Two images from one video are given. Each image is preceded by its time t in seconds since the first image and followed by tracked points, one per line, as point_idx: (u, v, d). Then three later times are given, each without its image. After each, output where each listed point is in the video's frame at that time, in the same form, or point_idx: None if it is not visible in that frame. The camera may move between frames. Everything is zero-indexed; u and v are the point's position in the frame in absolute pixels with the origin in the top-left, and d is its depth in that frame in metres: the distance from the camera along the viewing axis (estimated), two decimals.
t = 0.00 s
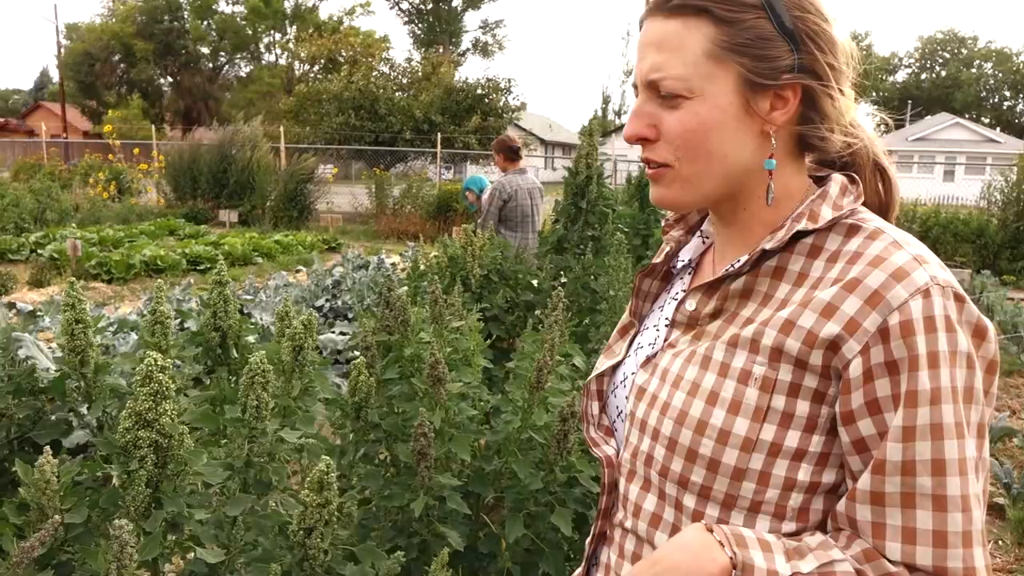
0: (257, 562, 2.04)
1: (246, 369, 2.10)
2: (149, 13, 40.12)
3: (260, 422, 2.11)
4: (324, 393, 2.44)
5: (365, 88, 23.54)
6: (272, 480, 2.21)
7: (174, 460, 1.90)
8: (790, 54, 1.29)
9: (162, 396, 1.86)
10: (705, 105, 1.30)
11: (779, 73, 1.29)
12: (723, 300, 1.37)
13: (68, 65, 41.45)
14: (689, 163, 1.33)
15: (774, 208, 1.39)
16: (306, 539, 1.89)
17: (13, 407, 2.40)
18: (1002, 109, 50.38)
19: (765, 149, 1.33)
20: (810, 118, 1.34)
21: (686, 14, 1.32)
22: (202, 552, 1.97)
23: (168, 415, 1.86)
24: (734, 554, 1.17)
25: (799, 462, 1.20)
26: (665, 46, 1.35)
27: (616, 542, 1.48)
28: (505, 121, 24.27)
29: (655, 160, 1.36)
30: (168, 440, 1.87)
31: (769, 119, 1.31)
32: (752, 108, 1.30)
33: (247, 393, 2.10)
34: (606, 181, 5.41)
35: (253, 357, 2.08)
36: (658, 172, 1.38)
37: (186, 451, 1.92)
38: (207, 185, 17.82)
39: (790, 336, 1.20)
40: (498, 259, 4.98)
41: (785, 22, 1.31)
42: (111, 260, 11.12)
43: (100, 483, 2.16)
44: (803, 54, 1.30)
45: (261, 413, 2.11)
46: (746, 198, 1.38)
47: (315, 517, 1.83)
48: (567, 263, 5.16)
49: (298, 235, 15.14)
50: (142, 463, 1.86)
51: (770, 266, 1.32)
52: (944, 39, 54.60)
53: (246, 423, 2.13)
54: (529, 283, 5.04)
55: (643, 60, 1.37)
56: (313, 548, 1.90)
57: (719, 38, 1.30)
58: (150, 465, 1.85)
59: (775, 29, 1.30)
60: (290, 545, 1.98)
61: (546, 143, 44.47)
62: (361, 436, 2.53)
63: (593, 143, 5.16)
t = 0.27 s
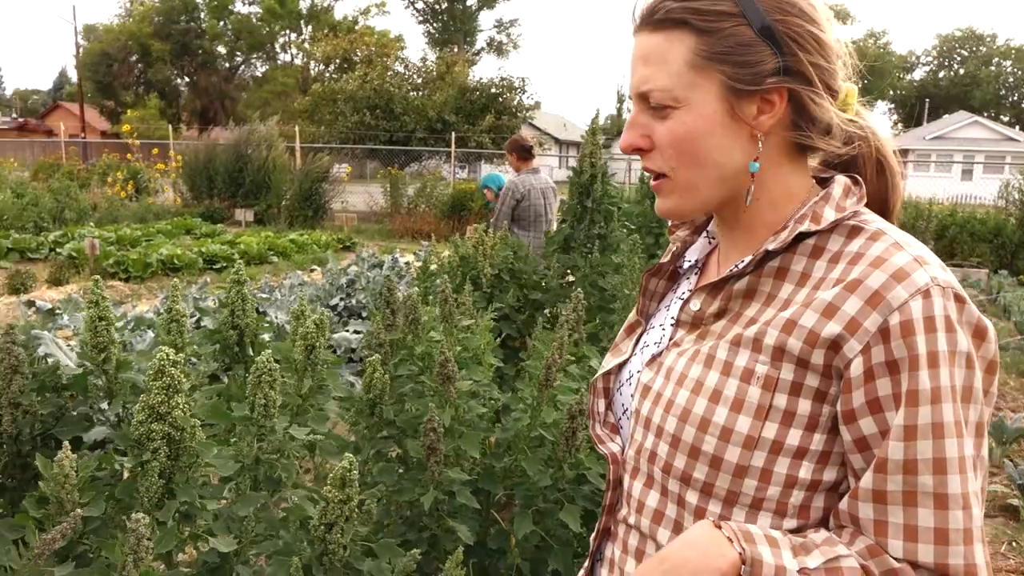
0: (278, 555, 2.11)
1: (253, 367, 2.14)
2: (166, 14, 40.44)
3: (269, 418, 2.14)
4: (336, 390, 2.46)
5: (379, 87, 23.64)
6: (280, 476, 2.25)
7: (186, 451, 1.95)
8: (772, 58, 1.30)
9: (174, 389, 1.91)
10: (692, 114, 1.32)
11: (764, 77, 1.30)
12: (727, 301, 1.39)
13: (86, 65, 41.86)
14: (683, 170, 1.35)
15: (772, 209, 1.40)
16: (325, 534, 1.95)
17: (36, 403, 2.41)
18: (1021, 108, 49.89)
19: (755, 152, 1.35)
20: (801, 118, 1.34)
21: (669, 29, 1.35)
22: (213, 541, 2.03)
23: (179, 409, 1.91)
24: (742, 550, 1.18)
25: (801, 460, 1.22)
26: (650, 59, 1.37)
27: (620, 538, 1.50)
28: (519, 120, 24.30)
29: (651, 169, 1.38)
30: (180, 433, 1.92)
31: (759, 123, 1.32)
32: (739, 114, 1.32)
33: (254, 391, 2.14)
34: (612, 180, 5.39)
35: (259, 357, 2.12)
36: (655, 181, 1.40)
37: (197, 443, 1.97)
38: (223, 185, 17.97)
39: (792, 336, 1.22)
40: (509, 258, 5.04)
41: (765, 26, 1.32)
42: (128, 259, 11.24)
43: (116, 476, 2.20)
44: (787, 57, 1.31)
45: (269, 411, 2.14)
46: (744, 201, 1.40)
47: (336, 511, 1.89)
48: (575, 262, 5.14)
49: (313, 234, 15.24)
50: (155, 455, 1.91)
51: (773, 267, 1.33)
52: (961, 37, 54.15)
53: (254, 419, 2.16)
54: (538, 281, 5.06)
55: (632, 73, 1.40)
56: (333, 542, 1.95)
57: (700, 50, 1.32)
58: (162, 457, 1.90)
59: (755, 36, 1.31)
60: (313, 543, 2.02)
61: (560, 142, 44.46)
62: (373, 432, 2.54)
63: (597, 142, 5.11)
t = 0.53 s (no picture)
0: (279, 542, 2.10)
1: (264, 363, 2.14)
2: (178, 11, 40.60)
3: (279, 414, 2.16)
4: (347, 388, 2.47)
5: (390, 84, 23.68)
6: (292, 471, 2.28)
7: (202, 448, 1.97)
8: (764, 63, 1.31)
9: (192, 386, 1.93)
10: (687, 121, 1.33)
11: (756, 83, 1.30)
12: (731, 302, 1.40)
13: (99, 62, 42.10)
14: (680, 177, 1.36)
15: (772, 211, 1.41)
16: (325, 518, 1.98)
17: (52, 400, 2.41)
18: None
19: (752, 156, 1.36)
20: (795, 118, 1.34)
21: (662, 41, 1.37)
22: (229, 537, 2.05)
23: (196, 406, 1.93)
24: (745, 542, 1.19)
25: (804, 456, 1.23)
26: (646, 69, 1.38)
27: (625, 535, 1.52)
28: (529, 118, 24.30)
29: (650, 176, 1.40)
30: (197, 430, 1.94)
31: (754, 127, 1.33)
32: (733, 119, 1.32)
33: (265, 388, 2.15)
34: (619, 178, 5.38)
35: (270, 353, 2.13)
36: (655, 187, 1.42)
37: (213, 439, 1.98)
38: (233, 182, 18.06)
39: (797, 335, 1.23)
40: (516, 256, 5.07)
41: (757, 32, 1.32)
42: (140, 256, 11.31)
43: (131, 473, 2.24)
44: (778, 61, 1.31)
45: (280, 407, 2.16)
46: (742, 206, 1.41)
47: (334, 496, 1.93)
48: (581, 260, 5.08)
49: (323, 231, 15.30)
50: (172, 452, 1.93)
51: (777, 267, 1.34)
52: (975, 34, 53.80)
53: (265, 415, 2.18)
54: (545, 280, 5.11)
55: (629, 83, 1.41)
56: (332, 527, 1.99)
57: (692, 59, 1.33)
58: (179, 453, 1.92)
59: (747, 44, 1.32)
60: (308, 525, 2.07)
61: (570, 140, 44.46)
62: (385, 430, 2.57)
63: (605, 141, 5.02)
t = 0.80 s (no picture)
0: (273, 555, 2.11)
1: (259, 370, 2.15)
2: (156, 8, 40.17)
3: (275, 421, 2.18)
4: (339, 393, 2.50)
5: (372, 84, 23.59)
6: (286, 479, 2.30)
7: (198, 459, 1.97)
8: (765, 77, 1.34)
9: (188, 397, 1.93)
10: (688, 131, 1.35)
11: (756, 95, 1.33)
12: (727, 309, 1.43)
13: (75, 57, 41.60)
14: (680, 186, 1.38)
15: (767, 219, 1.44)
16: (319, 532, 1.99)
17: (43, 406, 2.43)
18: (1007, 111, 50.33)
19: (749, 168, 1.39)
20: (791, 136, 1.39)
21: (666, 50, 1.38)
22: (225, 547, 2.05)
23: (193, 416, 1.92)
24: (753, 545, 1.22)
25: (801, 459, 1.27)
26: (649, 78, 1.40)
27: (624, 540, 1.54)
28: (511, 119, 24.31)
29: (649, 184, 1.41)
30: (194, 440, 1.94)
31: (752, 140, 1.36)
32: (733, 132, 1.35)
33: (261, 394, 2.16)
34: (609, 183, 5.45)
35: (265, 361, 2.13)
36: (653, 195, 1.43)
37: (209, 449, 1.98)
38: (213, 181, 17.92)
39: (795, 341, 1.26)
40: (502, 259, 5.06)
41: (758, 46, 1.35)
42: (118, 255, 11.20)
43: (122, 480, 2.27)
44: (778, 78, 1.34)
45: (276, 414, 2.17)
46: (738, 215, 1.44)
47: (328, 510, 1.93)
48: (570, 262, 5.21)
49: (304, 232, 15.23)
50: (168, 462, 1.93)
51: (772, 276, 1.38)
52: (950, 39, 54.55)
53: (262, 421, 2.19)
54: (535, 283, 5.16)
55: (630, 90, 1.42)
56: (326, 541, 1.99)
57: (696, 70, 1.34)
58: (175, 464, 1.92)
59: (749, 59, 1.35)
60: (303, 538, 2.09)
61: (552, 141, 44.55)
62: (377, 436, 2.59)
63: (597, 145, 5.08)
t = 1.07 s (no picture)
0: (272, 562, 2.12)
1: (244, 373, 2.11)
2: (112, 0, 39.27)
3: (261, 424, 2.15)
4: (325, 396, 2.60)
5: (336, 80, 23.37)
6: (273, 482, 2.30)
7: (185, 462, 1.93)
8: (772, 82, 1.34)
9: (175, 399, 1.88)
10: (694, 130, 1.36)
11: (763, 100, 1.34)
12: (724, 311, 1.43)
13: (27, 49, 40.50)
14: (683, 184, 1.38)
15: (762, 222, 1.44)
16: (322, 541, 1.94)
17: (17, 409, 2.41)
18: (960, 113, 51.55)
19: (752, 170, 1.40)
20: (794, 140, 1.40)
21: (678, 47, 1.38)
22: (214, 552, 2.03)
23: (180, 419, 1.88)
24: (770, 549, 1.23)
25: (807, 460, 1.29)
26: (658, 75, 1.40)
27: (625, 545, 1.53)
28: (476, 117, 24.24)
29: (651, 180, 1.41)
30: (181, 443, 1.89)
31: (755, 141, 1.37)
32: (738, 133, 1.36)
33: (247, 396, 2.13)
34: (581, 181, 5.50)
35: (250, 363, 2.10)
36: (652, 193, 1.43)
37: (196, 452, 1.94)
38: (173, 178, 17.58)
39: (799, 344, 1.27)
40: (477, 259, 5.03)
41: (770, 51, 1.36)
42: (76, 253, 10.93)
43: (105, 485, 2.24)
44: (787, 84, 1.36)
45: (262, 418, 2.15)
46: (738, 216, 1.44)
47: (332, 520, 1.88)
48: (544, 262, 5.20)
49: (268, 229, 15.01)
50: (155, 465, 1.89)
51: (771, 278, 1.38)
52: (906, 43, 55.74)
53: (247, 425, 2.17)
54: (508, 283, 5.11)
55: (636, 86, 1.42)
56: (329, 550, 1.94)
57: (708, 70, 1.36)
58: (162, 468, 1.88)
59: (759, 61, 1.35)
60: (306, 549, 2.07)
61: (516, 139, 44.56)
62: (359, 437, 2.60)
63: (570, 145, 5.14)
